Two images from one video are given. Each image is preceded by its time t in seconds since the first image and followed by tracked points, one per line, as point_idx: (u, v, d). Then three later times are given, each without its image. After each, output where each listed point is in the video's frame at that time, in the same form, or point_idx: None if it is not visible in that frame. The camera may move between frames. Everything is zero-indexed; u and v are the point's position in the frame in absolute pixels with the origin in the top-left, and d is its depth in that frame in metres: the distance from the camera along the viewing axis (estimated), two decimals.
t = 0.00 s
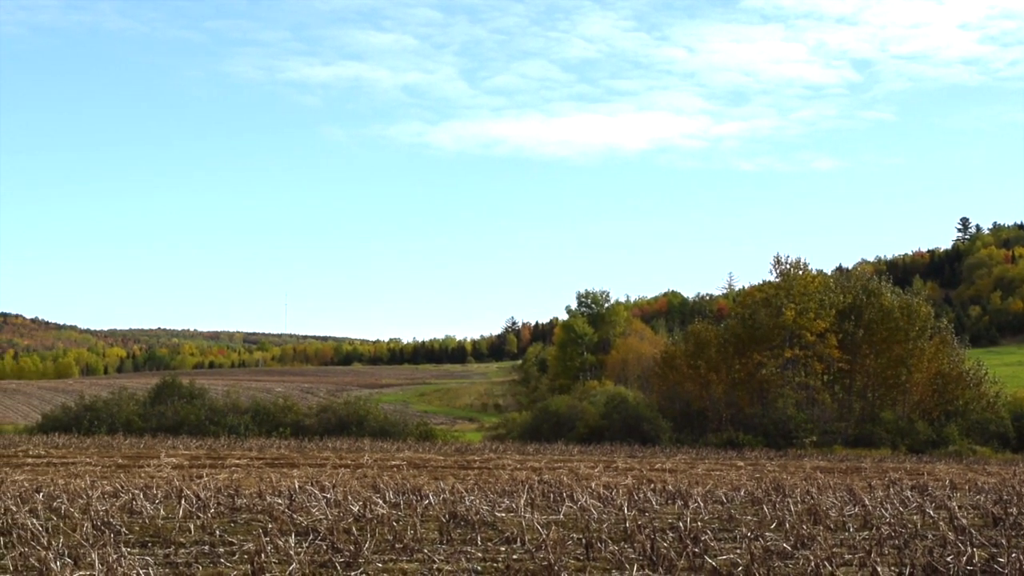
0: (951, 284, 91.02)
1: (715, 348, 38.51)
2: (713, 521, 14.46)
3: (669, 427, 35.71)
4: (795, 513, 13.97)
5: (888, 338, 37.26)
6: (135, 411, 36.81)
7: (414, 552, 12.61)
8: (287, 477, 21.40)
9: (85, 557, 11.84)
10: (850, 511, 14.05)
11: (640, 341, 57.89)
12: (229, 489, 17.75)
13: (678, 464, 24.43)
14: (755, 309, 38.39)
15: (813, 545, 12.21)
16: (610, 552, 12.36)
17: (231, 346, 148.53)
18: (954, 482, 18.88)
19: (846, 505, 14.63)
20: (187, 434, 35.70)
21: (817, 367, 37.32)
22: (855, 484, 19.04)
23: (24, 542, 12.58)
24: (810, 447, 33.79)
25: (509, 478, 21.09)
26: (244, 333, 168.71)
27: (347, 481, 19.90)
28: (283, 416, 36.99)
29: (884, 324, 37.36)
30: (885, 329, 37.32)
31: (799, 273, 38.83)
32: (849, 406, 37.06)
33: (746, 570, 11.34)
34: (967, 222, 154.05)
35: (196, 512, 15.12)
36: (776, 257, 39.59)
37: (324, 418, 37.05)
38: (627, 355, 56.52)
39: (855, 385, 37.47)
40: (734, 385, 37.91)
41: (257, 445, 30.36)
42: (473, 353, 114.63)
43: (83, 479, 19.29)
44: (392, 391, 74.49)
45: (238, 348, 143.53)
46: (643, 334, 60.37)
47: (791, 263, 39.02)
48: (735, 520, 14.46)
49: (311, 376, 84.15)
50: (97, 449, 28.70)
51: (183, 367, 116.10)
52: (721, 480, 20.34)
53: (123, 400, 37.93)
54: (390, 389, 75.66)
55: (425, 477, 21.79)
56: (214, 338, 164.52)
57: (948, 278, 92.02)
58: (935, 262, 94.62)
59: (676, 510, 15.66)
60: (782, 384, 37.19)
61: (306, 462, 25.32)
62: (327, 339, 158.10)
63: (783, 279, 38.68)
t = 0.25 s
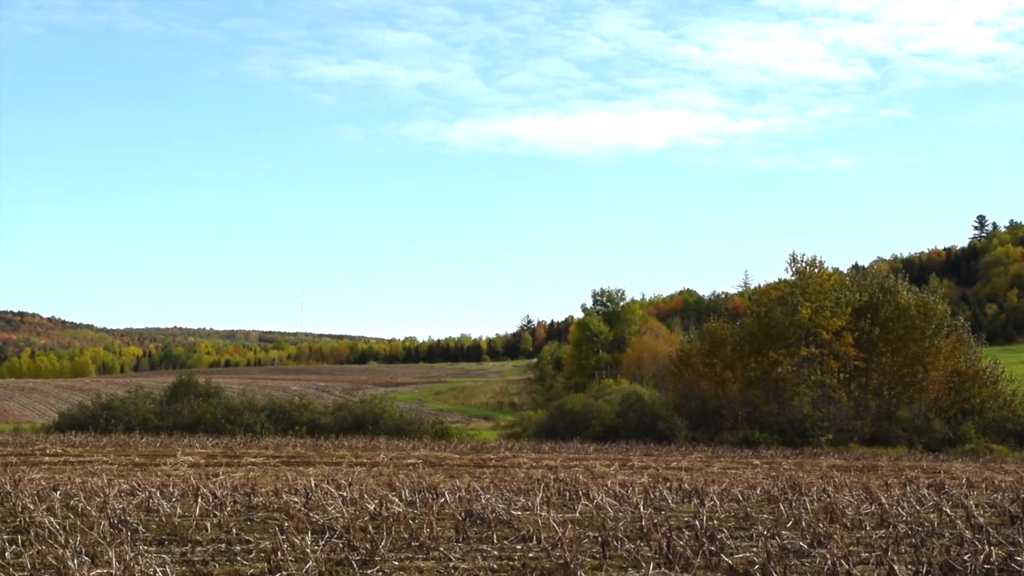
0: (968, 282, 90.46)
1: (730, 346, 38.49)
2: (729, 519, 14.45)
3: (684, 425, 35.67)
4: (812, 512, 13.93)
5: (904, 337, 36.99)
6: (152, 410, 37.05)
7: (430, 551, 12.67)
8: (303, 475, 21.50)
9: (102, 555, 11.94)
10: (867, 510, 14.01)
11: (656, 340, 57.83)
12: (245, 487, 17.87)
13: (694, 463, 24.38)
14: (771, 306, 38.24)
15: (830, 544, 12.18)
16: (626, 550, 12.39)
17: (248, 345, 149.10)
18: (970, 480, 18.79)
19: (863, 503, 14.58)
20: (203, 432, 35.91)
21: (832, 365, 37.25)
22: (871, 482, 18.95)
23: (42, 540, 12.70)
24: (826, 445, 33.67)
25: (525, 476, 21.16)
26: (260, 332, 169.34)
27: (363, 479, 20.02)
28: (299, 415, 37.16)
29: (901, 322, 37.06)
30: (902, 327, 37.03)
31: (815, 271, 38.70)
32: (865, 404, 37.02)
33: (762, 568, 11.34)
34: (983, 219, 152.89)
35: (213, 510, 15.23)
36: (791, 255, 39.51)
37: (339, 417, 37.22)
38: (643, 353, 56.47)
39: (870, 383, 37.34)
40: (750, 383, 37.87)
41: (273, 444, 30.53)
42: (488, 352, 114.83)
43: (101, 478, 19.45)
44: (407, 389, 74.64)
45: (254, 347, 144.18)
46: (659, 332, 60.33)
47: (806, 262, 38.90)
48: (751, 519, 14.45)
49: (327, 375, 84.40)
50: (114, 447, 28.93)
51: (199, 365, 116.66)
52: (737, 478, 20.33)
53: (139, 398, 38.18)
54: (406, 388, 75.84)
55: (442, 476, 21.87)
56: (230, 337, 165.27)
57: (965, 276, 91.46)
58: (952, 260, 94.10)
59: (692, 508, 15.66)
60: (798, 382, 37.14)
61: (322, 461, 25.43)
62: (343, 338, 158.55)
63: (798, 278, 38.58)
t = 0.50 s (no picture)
0: (984, 280, 89.91)
1: (745, 344, 38.34)
2: (744, 517, 14.45)
3: (699, 423, 35.59)
4: (827, 510, 13.91)
5: (919, 335, 36.84)
6: (167, 407, 37.24)
7: (445, 548, 12.72)
8: (318, 472, 21.60)
9: (118, 551, 12.05)
10: (883, 508, 13.98)
11: (671, 337, 57.73)
12: (260, 484, 17.96)
13: (709, 461, 24.36)
14: (786, 304, 38.18)
15: (845, 542, 12.17)
16: (641, 548, 12.41)
17: (262, 343, 149.64)
18: (987, 478, 18.68)
19: (878, 501, 14.54)
20: (218, 429, 36.10)
21: (848, 362, 37.04)
22: (887, 480, 18.87)
23: (58, 537, 12.81)
24: (841, 443, 33.67)
25: (540, 474, 21.19)
26: (276, 329, 169.87)
27: (378, 476, 20.10)
28: (314, 412, 37.31)
29: (916, 320, 36.93)
30: (917, 325, 36.88)
31: (830, 268, 38.52)
32: (881, 402, 36.79)
33: (777, 567, 11.34)
34: (1000, 217, 151.74)
35: (228, 507, 15.33)
36: (806, 253, 39.37)
37: (354, 414, 37.35)
38: (657, 351, 56.36)
39: (886, 381, 37.17)
40: (764, 381, 37.70)
41: (289, 441, 30.67)
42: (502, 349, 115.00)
43: (118, 475, 19.60)
44: (422, 387, 74.82)
45: (268, 344, 144.63)
46: (674, 330, 60.24)
47: (822, 259, 38.72)
48: (766, 517, 14.44)
49: (342, 372, 84.64)
50: (130, 444, 29.14)
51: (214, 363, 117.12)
52: (752, 476, 20.28)
53: (155, 395, 38.38)
54: (421, 385, 76.00)
55: (456, 473, 21.95)
56: (245, 335, 165.94)
57: (981, 273, 90.93)
58: (968, 258, 93.58)
59: (707, 506, 15.66)
60: (813, 379, 36.96)
61: (337, 458, 25.54)
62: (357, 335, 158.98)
63: (814, 275, 38.43)
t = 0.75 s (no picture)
0: (1000, 279, 89.40)
1: (760, 343, 38.27)
2: (758, 516, 14.43)
3: (713, 421, 35.58)
4: (842, 509, 13.88)
5: (935, 333, 36.77)
6: (181, 404, 37.42)
7: (459, 546, 12.76)
8: (333, 470, 21.69)
9: (133, 550, 12.12)
10: (898, 507, 13.94)
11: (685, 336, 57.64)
12: (275, 482, 18.03)
13: (723, 459, 24.34)
14: (801, 303, 38.03)
15: (860, 541, 12.15)
16: (655, 546, 12.43)
17: (277, 341, 150.13)
18: (1004, 478, 18.59)
19: (893, 500, 14.50)
20: (233, 427, 36.26)
21: (862, 361, 36.84)
22: (902, 479, 18.80)
23: (73, 534, 12.90)
24: (856, 441, 33.57)
25: (554, 472, 21.23)
26: (290, 328, 170.45)
27: (392, 475, 20.16)
28: (328, 410, 37.46)
29: (931, 318, 36.87)
30: (932, 323, 36.84)
31: (845, 267, 38.41)
32: (896, 400, 36.66)
33: (791, 565, 11.35)
34: (1015, 215, 150.70)
35: (243, 505, 15.42)
36: (821, 251, 39.28)
37: (368, 412, 37.47)
38: (672, 350, 56.25)
39: (901, 379, 37.01)
40: (779, 379, 37.62)
41: (303, 439, 30.80)
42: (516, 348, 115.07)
43: (132, 472, 19.74)
44: (436, 385, 74.99)
45: (282, 343, 145.14)
46: (688, 328, 60.14)
47: (836, 258, 38.65)
48: (781, 515, 14.43)
49: (356, 370, 84.85)
50: (145, 442, 29.32)
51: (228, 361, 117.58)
52: (767, 475, 20.24)
53: (170, 393, 38.57)
54: (434, 383, 76.13)
55: (470, 471, 22.02)
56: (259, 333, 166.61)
57: (996, 272, 90.42)
58: (983, 257, 93.08)
59: (722, 505, 15.65)
60: (827, 378, 36.87)
61: (351, 456, 25.63)
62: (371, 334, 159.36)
63: (829, 273, 38.27)
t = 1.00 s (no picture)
0: (1015, 276, 88.81)
1: (773, 341, 38.17)
2: (772, 514, 14.43)
3: (727, 419, 35.57)
4: (857, 507, 13.86)
5: (949, 331, 36.62)
6: (195, 402, 37.59)
7: (474, 543, 12.80)
8: (347, 468, 21.78)
9: (148, 546, 12.21)
10: (912, 505, 13.91)
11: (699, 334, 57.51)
12: (289, 479, 18.13)
13: (737, 457, 24.32)
14: (815, 300, 37.81)
15: (875, 539, 12.13)
16: (669, 544, 12.45)
17: (291, 339, 150.53)
18: (1020, 476, 18.52)
19: (908, 498, 14.46)
20: (247, 424, 36.43)
21: (877, 359, 36.65)
22: (916, 477, 18.75)
23: (88, 531, 13.01)
24: (870, 439, 33.40)
25: (568, 470, 21.27)
26: (304, 325, 170.95)
27: (406, 472, 20.22)
28: (342, 408, 37.59)
29: (946, 316, 36.70)
30: (947, 321, 36.67)
31: (859, 264, 38.25)
32: (910, 399, 36.56)
33: (806, 563, 11.35)
34: None
35: (257, 502, 15.51)
36: (835, 248, 39.05)
37: (382, 409, 37.59)
38: (685, 347, 56.12)
39: (915, 378, 36.82)
40: (793, 377, 37.51)
41: (317, 437, 30.90)
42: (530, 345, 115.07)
43: (148, 470, 19.86)
44: (450, 383, 75.11)
45: (297, 340, 145.59)
46: (702, 326, 59.99)
47: (850, 255, 38.45)
48: (795, 513, 14.41)
49: (370, 368, 85.06)
50: (159, 440, 29.48)
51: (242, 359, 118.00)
52: (781, 473, 20.22)
53: (184, 390, 38.75)
54: (448, 381, 76.25)
55: (484, 469, 22.07)
56: (273, 330, 167.14)
57: (1011, 269, 89.82)
58: (999, 254, 92.47)
59: (736, 503, 15.65)
60: (841, 376, 36.84)
61: (364, 453, 25.72)
62: (385, 331, 159.68)
63: (843, 271, 38.19)
